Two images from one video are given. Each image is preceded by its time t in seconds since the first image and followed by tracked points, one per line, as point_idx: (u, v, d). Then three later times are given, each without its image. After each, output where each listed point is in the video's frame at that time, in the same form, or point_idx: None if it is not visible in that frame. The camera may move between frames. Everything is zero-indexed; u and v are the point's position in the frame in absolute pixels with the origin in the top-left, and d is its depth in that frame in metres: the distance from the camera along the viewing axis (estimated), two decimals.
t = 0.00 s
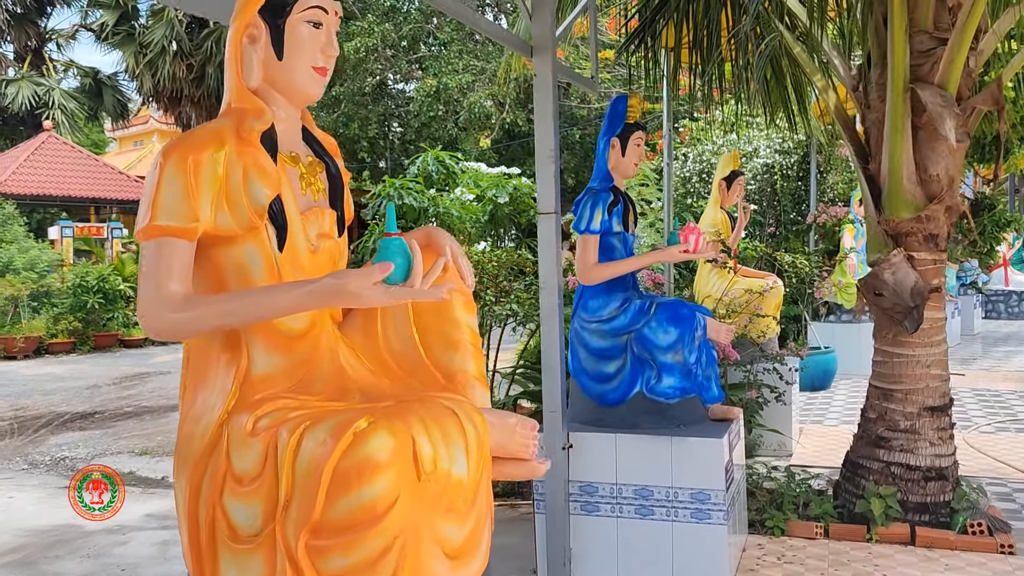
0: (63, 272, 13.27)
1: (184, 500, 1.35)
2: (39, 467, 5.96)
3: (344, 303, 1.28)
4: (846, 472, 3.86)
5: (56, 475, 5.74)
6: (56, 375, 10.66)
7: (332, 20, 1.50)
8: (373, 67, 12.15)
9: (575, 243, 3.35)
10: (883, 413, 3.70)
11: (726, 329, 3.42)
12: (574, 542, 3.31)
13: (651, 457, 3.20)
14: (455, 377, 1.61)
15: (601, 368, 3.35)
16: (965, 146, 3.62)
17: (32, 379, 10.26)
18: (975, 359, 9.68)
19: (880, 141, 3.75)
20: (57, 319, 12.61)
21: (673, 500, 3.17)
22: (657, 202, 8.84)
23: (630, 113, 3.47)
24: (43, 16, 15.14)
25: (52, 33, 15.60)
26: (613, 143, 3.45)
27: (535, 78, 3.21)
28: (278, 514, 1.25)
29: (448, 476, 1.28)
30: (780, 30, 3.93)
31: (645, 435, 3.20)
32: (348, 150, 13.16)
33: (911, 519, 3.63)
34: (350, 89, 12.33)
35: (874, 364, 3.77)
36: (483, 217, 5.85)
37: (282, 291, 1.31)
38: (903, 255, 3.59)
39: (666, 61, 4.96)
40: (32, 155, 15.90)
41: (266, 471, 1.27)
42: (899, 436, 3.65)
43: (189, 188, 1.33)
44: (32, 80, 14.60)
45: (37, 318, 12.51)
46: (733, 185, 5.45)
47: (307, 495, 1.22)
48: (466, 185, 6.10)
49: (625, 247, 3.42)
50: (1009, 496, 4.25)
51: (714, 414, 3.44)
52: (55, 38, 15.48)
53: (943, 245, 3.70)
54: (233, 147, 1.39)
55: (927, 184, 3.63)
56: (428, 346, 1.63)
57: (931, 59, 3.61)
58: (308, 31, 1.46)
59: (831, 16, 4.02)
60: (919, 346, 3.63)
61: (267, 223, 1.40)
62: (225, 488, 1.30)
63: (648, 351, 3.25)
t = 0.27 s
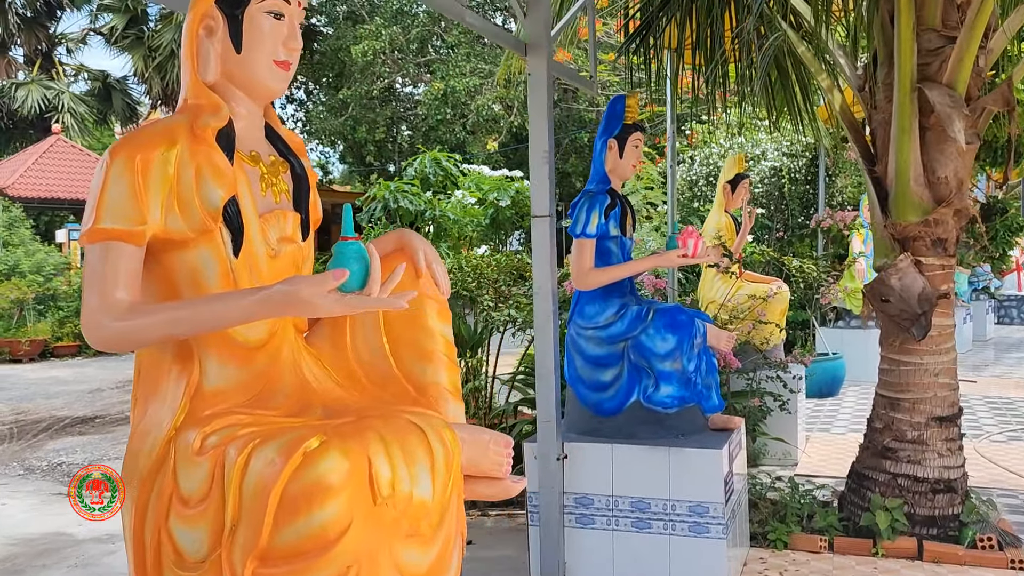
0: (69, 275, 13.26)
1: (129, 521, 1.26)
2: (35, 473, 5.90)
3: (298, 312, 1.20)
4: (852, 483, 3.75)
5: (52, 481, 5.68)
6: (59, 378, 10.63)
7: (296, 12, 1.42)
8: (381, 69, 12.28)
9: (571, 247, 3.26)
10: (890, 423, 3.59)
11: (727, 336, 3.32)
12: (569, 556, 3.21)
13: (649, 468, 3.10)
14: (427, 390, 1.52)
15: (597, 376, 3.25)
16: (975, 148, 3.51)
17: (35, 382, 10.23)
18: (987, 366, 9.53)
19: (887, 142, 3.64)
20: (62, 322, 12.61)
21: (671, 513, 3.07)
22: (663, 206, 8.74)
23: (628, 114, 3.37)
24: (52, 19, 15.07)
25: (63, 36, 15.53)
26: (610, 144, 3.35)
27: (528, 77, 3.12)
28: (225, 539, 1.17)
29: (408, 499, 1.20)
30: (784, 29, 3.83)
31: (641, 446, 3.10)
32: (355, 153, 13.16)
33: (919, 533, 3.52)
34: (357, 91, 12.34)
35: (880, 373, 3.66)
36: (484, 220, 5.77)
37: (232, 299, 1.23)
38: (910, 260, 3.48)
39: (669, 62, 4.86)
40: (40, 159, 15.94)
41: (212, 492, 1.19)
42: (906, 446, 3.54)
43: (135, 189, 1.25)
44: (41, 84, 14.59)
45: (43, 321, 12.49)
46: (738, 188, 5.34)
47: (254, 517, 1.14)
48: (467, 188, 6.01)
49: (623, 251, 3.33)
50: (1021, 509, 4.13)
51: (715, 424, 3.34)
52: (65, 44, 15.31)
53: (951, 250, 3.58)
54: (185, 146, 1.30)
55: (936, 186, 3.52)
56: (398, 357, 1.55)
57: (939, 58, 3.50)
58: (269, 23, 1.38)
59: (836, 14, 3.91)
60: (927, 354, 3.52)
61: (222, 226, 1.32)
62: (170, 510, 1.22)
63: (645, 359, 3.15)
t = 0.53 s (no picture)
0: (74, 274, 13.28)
1: (71, 537, 1.21)
2: (32, 474, 5.85)
3: (247, 320, 1.13)
4: (855, 490, 3.65)
5: (48, 483, 5.63)
6: (62, 378, 10.60)
7: None
8: (388, 68, 12.38)
9: (565, 247, 3.18)
10: (894, 429, 3.49)
11: (726, 339, 3.24)
12: (563, 564, 3.13)
13: (645, 475, 3.01)
14: (396, 400, 1.45)
15: (593, 380, 3.16)
16: (982, 146, 3.42)
17: (38, 382, 10.20)
18: (997, 367, 9.40)
19: (892, 139, 3.55)
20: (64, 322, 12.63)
21: (667, 521, 2.99)
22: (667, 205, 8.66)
23: (625, 111, 3.29)
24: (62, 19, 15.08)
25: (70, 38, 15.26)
26: (606, 141, 3.27)
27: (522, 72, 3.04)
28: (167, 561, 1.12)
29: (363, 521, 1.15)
30: (788, 25, 3.74)
31: (638, 451, 3.02)
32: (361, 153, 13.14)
33: (924, 542, 3.42)
34: (364, 91, 12.45)
35: (885, 377, 3.56)
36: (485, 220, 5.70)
37: (179, 305, 1.15)
38: (915, 261, 3.39)
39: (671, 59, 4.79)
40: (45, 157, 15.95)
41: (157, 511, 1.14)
42: (911, 452, 3.45)
43: (79, 187, 1.17)
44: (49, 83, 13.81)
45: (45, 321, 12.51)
46: (741, 187, 5.24)
47: (197, 537, 1.11)
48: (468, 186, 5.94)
49: (619, 252, 3.24)
50: None
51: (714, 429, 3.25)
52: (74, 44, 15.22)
53: (958, 251, 3.48)
54: (134, 142, 1.23)
55: (942, 185, 3.42)
56: (367, 365, 1.47)
57: (946, 53, 3.40)
58: (226, 13, 1.31)
59: (841, 9, 3.82)
60: (933, 358, 3.42)
61: (173, 228, 1.25)
62: (113, 529, 1.17)
63: (642, 363, 3.06)
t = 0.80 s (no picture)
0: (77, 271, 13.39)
1: (15, 542, 1.17)
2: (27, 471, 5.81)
3: (199, 314, 1.09)
4: (861, 490, 3.56)
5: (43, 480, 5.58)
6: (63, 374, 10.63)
7: None
8: (392, 63, 12.27)
9: (562, 241, 3.09)
10: (901, 428, 3.40)
11: (728, 336, 3.14)
12: (559, 567, 3.05)
13: (644, 475, 2.92)
14: (370, 399, 1.36)
15: (590, 378, 3.07)
16: (993, 136, 3.31)
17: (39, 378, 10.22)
18: (1006, 364, 9.28)
19: (899, 130, 3.44)
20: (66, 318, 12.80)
21: (666, 523, 2.90)
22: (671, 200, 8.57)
23: (623, 101, 3.20)
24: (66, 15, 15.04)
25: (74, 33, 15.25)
26: (605, 132, 3.18)
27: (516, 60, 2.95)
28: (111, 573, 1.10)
29: (321, 530, 1.14)
30: (792, 12, 3.63)
31: (636, 451, 2.93)
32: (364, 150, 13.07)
33: (932, 544, 3.32)
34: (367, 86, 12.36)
35: (892, 374, 3.47)
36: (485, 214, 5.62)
37: (128, 298, 1.09)
38: (924, 255, 3.29)
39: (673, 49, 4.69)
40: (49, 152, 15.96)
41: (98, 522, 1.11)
42: (919, 452, 3.35)
43: (20, 170, 1.11)
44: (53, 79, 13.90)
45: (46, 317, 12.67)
46: (745, 181, 5.14)
47: (141, 549, 1.09)
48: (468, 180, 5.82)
49: (617, 246, 3.15)
50: None
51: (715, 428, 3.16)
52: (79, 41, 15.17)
53: (968, 244, 3.38)
54: (81, 121, 1.17)
55: (952, 177, 3.31)
56: (339, 362, 1.39)
57: (956, 41, 3.30)
58: None
59: None
60: (941, 355, 3.32)
61: (124, 215, 1.19)
62: (54, 539, 1.14)
63: (640, 361, 2.97)
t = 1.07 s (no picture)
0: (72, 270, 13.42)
1: None
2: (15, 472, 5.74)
3: (127, 306, 1.12)
4: (863, 493, 3.45)
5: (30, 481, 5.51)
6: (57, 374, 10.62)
7: None
8: (389, 59, 12.17)
9: (554, 235, 2.99)
10: (905, 428, 3.29)
11: (726, 333, 3.04)
12: (552, 573, 2.94)
13: (638, 478, 2.82)
14: (335, 401, 1.41)
15: (583, 377, 2.96)
16: (1001, 126, 3.20)
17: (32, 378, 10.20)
18: (1010, 362, 9.16)
19: (903, 121, 3.33)
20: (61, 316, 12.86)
21: (662, 528, 2.79)
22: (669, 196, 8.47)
23: (618, 89, 3.09)
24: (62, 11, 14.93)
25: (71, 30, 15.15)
26: (598, 122, 3.06)
27: (506, 47, 2.84)
28: None
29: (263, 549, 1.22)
30: None
31: (631, 453, 2.82)
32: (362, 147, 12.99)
33: (937, 548, 3.22)
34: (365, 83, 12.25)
35: (896, 373, 3.36)
36: (480, 210, 5.51)
37: (53, 287, 1.13)
38: (929, 250, 3.18)
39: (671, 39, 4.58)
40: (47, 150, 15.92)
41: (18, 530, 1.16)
42: (924, 454, 3.24)
43: None
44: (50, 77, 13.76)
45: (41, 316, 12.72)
46: (745, 175, 5.02)
47: (61, 563, 1.14)
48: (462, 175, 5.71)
49: (612, 240, 3.05)
50: None
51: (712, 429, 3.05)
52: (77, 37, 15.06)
53: (974, 238, 3.27)
54: (10, 98, 1.21)
55: (957, 169, 3.21)
56: (299, 362, 1.43)
57: (962, 28, 3.19)
58: None
59: None
60: (947, 353, 3.21)
61: (55, 198, 1.25)
62: None
63: (635, 359, 2.86)
